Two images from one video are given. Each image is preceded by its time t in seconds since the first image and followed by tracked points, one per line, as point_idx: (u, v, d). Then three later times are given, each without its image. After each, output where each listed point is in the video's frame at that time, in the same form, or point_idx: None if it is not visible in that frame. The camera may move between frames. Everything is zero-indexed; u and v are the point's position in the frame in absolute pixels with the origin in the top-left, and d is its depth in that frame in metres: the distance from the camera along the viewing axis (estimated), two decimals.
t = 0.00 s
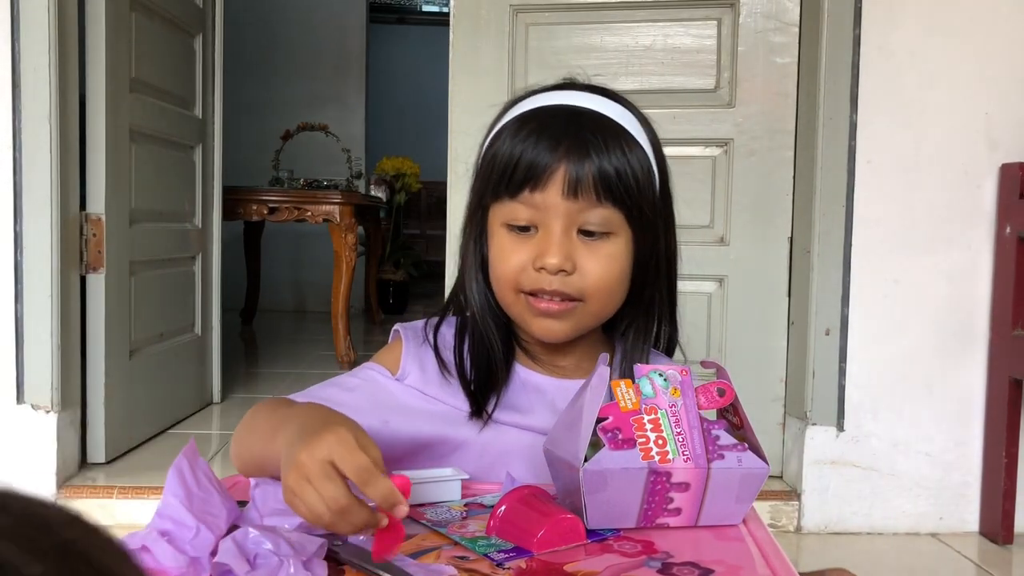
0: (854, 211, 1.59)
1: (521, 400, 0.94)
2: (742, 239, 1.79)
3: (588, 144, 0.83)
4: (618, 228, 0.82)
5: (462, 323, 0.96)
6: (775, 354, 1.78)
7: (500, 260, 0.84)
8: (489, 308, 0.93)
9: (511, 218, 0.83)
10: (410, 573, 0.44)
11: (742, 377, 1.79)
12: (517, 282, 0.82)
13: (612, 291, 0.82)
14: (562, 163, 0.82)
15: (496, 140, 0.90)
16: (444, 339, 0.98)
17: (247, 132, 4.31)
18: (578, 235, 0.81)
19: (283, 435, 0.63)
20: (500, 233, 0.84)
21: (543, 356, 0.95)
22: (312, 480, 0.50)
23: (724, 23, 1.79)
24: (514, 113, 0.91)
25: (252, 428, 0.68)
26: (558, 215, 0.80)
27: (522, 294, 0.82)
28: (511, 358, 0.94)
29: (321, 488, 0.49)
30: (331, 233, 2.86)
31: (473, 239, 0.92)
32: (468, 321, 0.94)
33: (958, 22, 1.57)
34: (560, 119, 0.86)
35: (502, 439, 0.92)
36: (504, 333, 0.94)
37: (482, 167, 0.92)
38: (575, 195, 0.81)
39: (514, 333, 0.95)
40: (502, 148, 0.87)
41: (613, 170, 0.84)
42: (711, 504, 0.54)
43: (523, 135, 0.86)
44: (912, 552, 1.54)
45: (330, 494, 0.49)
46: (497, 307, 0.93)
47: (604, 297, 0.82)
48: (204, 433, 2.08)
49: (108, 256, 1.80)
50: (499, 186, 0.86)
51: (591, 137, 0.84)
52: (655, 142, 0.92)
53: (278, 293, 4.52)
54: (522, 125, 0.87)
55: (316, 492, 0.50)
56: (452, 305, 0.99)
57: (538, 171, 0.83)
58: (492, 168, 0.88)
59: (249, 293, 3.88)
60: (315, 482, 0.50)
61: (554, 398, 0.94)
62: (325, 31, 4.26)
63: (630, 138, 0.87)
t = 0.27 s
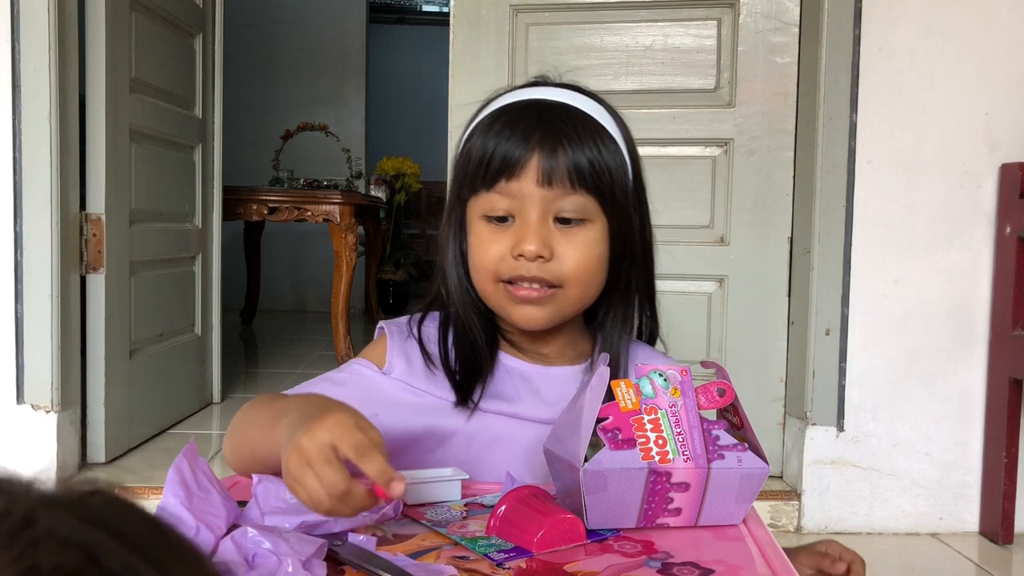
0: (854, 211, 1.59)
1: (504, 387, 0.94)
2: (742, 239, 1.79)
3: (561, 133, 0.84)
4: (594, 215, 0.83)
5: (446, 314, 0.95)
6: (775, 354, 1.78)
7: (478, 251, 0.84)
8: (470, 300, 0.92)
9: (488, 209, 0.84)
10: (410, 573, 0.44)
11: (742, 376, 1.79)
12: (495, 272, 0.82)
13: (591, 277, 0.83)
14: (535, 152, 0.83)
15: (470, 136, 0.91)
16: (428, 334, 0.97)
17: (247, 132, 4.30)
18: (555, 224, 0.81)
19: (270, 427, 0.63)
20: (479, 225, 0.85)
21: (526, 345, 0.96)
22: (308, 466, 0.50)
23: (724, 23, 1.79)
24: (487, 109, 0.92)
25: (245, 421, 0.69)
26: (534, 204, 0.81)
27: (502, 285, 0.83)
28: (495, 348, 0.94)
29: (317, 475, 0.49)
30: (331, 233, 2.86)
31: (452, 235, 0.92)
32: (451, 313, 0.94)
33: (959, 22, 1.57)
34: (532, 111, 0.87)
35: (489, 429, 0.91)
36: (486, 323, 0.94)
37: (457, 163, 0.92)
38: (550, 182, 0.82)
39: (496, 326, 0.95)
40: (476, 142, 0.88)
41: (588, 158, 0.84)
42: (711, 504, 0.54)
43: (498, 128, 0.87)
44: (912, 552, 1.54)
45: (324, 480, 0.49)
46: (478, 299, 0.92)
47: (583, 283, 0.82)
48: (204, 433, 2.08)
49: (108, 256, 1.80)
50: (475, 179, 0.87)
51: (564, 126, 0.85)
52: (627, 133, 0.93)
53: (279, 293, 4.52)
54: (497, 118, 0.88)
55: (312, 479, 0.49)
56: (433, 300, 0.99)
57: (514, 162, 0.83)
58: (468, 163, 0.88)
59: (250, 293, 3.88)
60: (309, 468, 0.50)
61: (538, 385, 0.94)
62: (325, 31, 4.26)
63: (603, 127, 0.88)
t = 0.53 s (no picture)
0: (854, 211, 1.60)
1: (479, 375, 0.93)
2: (742, 239, 1.79)
3: (533, 124, 0.86)
4: (565, 204, 0.84)
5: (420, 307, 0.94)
6: (775, 354, 1.78)
7: (451, 241, 0.84)
8: (444, 289, 0.91)
9: (462, 199, 0.84)
10: (410, 573, 0.44)
11: (742, 376, 1.79)
12: (469, 260, 0.82)
13: (562, 264, 0.84)
14: (508, 141, 0.84)
15: (443, 131, 0.91)
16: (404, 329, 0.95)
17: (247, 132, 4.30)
18: (527, 212, 0.82)
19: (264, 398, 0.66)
20: (452, 215, 0.85)
21: (498, 335, 0.95)
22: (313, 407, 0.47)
23: (724, 23, 1.78)
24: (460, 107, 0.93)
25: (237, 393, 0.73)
26: (507, 192, 0.82)
27: (476, 274, 0.83)
28: (470, 338, 0.93)
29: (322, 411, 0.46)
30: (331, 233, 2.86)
31: (424, 229, 0.92)
32: (425, 305, 0.93)
33: (959, 23, 1.57)
34: (504, 105, 0.88)
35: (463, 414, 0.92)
36: (460, 313, 0.93)
37: (430, 159, 0.92)
38: (523, 170, 0.83)
39: (471, 317, 0.94)
40: (450, 135, 0.89)
41: (559, 149, 0.86)
42: (711, 504, 0.54)
43: (470, 122, 0.87)
44: (912, 552, 1.54)
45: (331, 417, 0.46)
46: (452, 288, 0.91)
47: (555, 271, 0.83)
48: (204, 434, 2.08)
49: (108, 256, 1.80)
50: (449, 170, 0.87)
51: (536, 118, 0.87)
52: (597, 128, 0.95)
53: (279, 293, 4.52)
54: (469, 113, 0.89)
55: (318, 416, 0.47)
56: (407, 297, 0.98)
57: (486, 152, 0.84)
58: (441, 157, 0.89)
59: (250, 293, 3.88)
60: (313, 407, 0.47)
61: (513, 372, 0.94)
62: (324, 31, 4.26)
63: (573, 121, 0.89)
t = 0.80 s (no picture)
0: (854, 211, 1.60)
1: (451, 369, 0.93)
2: (742, 239, 1.79)
3: (507, 125, 0.87)
4: (540, 200, 0.86)
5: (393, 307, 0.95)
6: (775, 353, 1.78)
7: (429, 239, 0.84)
8: (417, 288, 0.92)
9: (438, 197, 0.84)
10: (409, 573, 0.44)
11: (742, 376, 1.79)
12: (447, 257, 0.82)
13: (539, 259, 0.85)
14: (485, 140, 0.85)
15: (414, 134, 0.92)
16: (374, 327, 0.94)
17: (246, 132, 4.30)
18: (504, 209, 0.83)
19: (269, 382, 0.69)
20: (429, 213, 0.85)
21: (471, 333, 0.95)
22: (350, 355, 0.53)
23: (724, 23, 1.78)
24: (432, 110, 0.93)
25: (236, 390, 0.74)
26: (484, 189, 0.83)
27: (454, 271, 0.83)
28: (444, 335, 0.94)
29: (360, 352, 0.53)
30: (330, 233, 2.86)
31: (398, 230, 0.92)
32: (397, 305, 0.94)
33: (959, 23, 1.57)
34: (474, 107, 0.90)
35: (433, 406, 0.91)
36: (433, 311, 0.93)
37: (405, 160, 0.93)
38: (500, 167, 0.84)
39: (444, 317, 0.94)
40: (423, 138, 0.90)
41: (532, 149, 0.87)
42: (711, 504, 0.54)
43: (443, 123, 0.88)
44: (912, 552, 1.54)
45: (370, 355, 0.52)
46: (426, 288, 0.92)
47: (533, 266, 0.84)
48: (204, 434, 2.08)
49: (108, 256, 1.80)
50: (425, 170, 0.87)
51: (509, 118, 0.88)
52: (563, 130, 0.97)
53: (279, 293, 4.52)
54: (440, 116, 0.90)
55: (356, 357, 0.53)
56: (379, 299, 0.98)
57: (460, 151, 0.85)
58: (417, 158, 0.90)
59: (250, 293, 3.88)
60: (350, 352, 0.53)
61: (483, 363, 0.94)
62: (324, 31, 4.26)
63: (544, 121, 0.91)
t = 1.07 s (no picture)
0: (854, 211, 1.60)
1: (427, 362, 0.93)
2: (742, 239, 1.79)
3: (493, 125, 0.88)
4: (527, 198, 0.87)
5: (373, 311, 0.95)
6: (775, 353, 1.78)
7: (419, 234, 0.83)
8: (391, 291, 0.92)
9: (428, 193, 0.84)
10: (409, 573, 0.44)
11: (742, 376, 1.79)
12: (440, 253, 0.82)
13: (528, 255, 0.85)
14: (473, 139, 0.86)
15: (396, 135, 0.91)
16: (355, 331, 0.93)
17: (246, 132, 4.30)
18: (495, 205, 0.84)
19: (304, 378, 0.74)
20: (418, 209, 0.84)
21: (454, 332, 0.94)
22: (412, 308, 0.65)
23: (724, 23, 1.78)
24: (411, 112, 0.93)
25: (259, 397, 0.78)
26: (474, 186, 0.84)
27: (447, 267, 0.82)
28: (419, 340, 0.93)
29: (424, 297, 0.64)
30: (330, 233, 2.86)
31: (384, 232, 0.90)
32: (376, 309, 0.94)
33: (959, 23, 1.57)
34: (457, 108, 0.90)
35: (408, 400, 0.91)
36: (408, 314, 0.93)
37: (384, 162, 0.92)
38: (489, 165, 0.85)
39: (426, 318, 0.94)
40: (406, 139, 0.89)
41: (516, 149, 0.89)
42: (711, 504, 0.54)
43: (428, 122, 0.88)
44: (912, 552, 1.54)
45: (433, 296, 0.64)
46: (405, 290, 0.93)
47: (523, 261, 0.85)
48: (204, 433, 2.08)
49: (108, 256, 1.80)
50: (411, 168, 0.87)
51: (495, 118, 0.89)
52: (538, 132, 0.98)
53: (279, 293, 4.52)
54: (423, 116, 0.90)
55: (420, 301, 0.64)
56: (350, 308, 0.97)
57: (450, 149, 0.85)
58: (400, 159, 0.89)
59: (250, 293, 3.88)
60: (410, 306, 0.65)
61: (453, 354, 0.94)
62: (324, 31, 4.26)
63: (524, 123, 0.92)
